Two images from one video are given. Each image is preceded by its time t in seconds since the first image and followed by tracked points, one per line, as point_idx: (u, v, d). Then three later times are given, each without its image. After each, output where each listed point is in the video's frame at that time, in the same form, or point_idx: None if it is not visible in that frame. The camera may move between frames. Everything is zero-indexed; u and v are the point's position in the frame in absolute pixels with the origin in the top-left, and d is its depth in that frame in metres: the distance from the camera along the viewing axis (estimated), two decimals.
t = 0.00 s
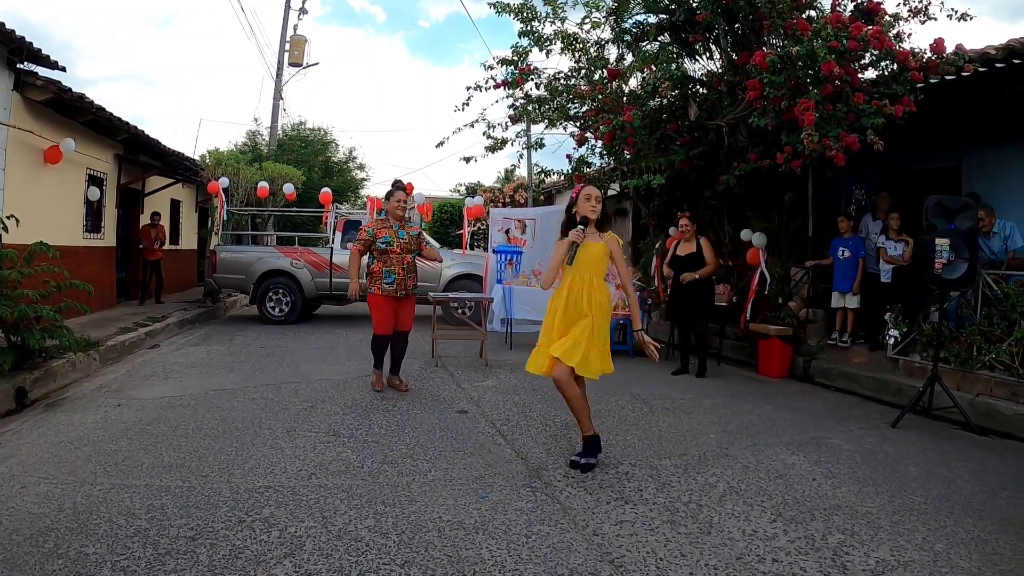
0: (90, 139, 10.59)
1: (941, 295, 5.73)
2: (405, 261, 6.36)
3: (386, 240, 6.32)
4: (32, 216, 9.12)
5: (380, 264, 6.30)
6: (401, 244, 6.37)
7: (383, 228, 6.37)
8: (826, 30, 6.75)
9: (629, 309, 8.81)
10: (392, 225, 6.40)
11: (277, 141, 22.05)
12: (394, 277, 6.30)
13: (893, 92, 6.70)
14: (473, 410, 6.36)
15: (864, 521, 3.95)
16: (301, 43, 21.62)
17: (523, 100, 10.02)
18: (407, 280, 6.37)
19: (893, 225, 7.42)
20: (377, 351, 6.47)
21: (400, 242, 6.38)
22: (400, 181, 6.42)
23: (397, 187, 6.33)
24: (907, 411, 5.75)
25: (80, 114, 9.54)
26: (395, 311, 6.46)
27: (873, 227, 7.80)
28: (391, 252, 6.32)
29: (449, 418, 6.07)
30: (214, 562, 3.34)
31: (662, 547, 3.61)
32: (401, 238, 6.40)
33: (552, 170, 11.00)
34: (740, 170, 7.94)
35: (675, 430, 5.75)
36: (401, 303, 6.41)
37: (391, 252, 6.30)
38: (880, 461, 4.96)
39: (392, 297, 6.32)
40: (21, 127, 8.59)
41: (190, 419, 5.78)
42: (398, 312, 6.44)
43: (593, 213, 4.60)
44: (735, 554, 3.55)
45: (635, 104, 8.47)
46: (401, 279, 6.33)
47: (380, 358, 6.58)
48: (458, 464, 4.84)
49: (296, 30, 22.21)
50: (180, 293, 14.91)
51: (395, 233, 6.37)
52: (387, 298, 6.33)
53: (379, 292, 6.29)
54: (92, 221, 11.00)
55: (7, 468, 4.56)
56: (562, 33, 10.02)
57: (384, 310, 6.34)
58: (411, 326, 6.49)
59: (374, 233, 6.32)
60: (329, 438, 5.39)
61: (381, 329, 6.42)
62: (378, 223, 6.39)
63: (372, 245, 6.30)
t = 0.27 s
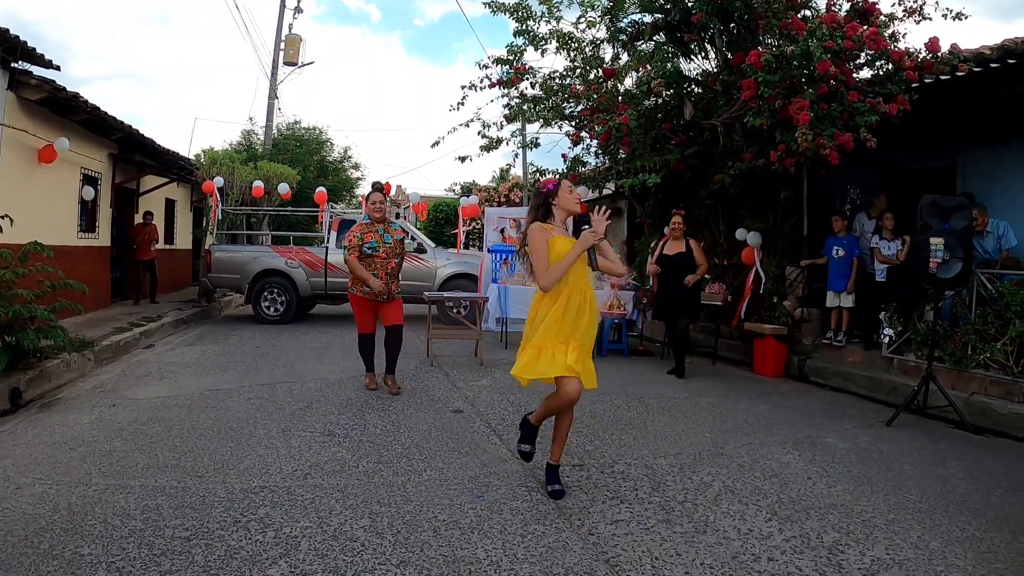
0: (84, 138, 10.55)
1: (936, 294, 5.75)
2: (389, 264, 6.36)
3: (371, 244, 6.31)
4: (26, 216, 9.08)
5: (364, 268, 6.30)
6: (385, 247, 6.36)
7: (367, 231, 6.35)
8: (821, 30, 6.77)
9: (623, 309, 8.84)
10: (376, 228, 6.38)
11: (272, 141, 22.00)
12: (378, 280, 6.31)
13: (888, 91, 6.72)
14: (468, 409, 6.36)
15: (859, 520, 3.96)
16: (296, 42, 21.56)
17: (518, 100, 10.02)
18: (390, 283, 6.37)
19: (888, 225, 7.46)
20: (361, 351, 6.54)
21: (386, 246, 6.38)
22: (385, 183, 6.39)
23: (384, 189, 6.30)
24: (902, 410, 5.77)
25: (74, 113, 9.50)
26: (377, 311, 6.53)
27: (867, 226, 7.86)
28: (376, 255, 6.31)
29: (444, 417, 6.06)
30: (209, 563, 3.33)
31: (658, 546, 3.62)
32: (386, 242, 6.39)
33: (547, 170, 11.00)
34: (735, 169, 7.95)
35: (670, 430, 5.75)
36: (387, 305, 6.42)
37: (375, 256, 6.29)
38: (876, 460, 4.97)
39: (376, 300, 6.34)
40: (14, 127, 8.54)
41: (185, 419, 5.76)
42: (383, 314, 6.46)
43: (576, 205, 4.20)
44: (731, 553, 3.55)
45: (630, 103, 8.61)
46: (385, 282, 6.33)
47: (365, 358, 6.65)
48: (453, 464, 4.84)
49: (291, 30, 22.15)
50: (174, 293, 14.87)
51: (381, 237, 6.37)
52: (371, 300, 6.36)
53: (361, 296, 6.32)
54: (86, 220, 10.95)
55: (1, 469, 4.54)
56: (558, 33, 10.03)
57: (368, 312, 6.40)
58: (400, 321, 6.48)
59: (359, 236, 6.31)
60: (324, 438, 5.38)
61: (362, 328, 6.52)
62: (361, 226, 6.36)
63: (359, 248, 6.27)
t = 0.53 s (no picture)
0: (78, 139, 10.50)
1: (930, 291, 5.77)
2: (385, 264, 6.34)
3: (368, 243, 6.30)
4: (20, 217, 9.04)
5: (361, 267, 6.28)
6: (382, 246, 6.35)
7: (363, 231, 6.35)
8: (815, 28, 6.81)
9: (618, 307, 8.81)
10: (372, 227, 6.37)
11: (266, 141, 21.94)
12: (375, 280, 6.30)
13: (883, 89, 6.74)
14: (464, 409, 6.35)
15: (856, 516, 3.97)
16: (289, 42, 21.50)
17: (513, 99, 10.00)
18: (387, 283, 6.36)
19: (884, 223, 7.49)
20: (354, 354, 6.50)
21: (382, 244, 6.36)
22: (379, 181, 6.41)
23: (378, 188, 6.33)
24: (898, 407, 5.79)
25: (67, 113, 9.45)
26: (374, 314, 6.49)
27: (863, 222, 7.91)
28: (373, 254, 6.29)
29: (440, 417, 6.06)
30: (206, 564, 3.32)
31: (655, 544, 3.62)
32: (383, 240, 6.38)
33: (542, 169, 11.00)
34: (728, 167, 7.93)
35: (666, 428, 5.76)
36: (384, 306, 6.42)
37: (372, 255, 6.27)
38: (872, 457, 4.99)
39: (373, 300, 6.32)
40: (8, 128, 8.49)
41: (181, 421, 5.74)
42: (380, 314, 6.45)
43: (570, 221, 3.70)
44: (728, 550, 3.56)
45: (624, 101, 8.63)
46: (382, 282, 6.33)
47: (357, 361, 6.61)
48: (450, 463, 4.84)
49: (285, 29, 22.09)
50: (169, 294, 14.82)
51: (377, 236, 6.35)
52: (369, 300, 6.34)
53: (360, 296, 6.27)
54: (80, 222, 10.90)
55: None
56: (552, 32, 10.02)
57: (366, 313, 6.35)
58: (393, 328, 6.50)
59: (355, 236, 6.30)
60: (320, 438, 5.37)
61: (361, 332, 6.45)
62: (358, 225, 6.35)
63: (355, 248, 6.26)
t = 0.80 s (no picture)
0: (68, 137, 10.43)
1: (920, 289, 5.80)
2: (369, 262, 6.29)
3: (352, 240, 6.28)
4: (10, 216, 8.97)
5: (344, 265, 6.25)
6: (367, 244, 6.32)
7: (348, 227, 6.32)
8: (807, 28, 6.79)
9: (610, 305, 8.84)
10: (358, 224, 6.34)
11: (258, 139, 21.85)
12: (358, 279, 6.25)
13: (873, 88, 6.77)
14: (455, 407, 6.35)
15: (846, 514, 4.00)
16: (281, 39, 21.42)
17: (504, 96, 9.95)
18: (370, 282, 6.32)
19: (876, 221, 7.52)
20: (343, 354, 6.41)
21: (366, 242, 6.33)
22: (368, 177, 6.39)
23: (363, 184, 6.30)
24: (888, 405, 5.83)
25: (57, 111, 9.38)
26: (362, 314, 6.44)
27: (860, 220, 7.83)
28: (356, 252, 6.26)
29: (432, 415, 6.05)
30: (198, 564, 3.30)
31: (646, 542, 3.63)
32: (368, 238, 6.34)
33: (533, 167, 11.00)
34: (719, 165, 7.99)
35: (657, 425, 5.78)
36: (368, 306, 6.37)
37: (355, 253, 6.24)
38: (862, 454, 5.02)
39: (356, 300, 6.26)
40: None
41: (172, 420, 5.72)
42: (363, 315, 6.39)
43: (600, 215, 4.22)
44: (719, 548, 3.58)
45: (616, 100, 8.56)
46: (365, 281, 6.28)
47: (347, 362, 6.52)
48: (441, 462, 4.84)
49: (276, 26, 22.00)
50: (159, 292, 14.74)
51: (361, 233, 6.32)
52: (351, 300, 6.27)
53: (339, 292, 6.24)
54: (70, 220, 10.83)
55: None
56: (543, 29, 10.01)
57: (350, 314, 6.26)
58: (382, 330, 6.56)
59: (339, 232, 6.28)
60: (312, 437, 5.36)
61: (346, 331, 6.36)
62: (343, 221, 6.34)
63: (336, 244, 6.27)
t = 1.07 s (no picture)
0: (58, 135, 10.35)
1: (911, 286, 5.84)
2: (366, 265, 6.35)
3: (351, 243, 6.26)
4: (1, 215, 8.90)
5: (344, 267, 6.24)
6: (362, 246, 6.35)
7: (346, 229, 6.28)
8: (799, 26, 6.81)
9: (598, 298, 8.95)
10: (353, 225, 6.33)
11: (248, 136, 21.73)
12: (356, 282, 6.28)
13: (865, 87, 6.81)
14: (448, 404, 6.36)
15: (838, 508, 4.04)
16: (271, 35, 21.29)
17: (495, 93, 9.95)
18: (366, 284, 6.38)
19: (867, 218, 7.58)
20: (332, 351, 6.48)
21: (363, 244, 6.36)
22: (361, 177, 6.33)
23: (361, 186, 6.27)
24: (878, 400, 5.88)
25: (47, 109, 9.31)
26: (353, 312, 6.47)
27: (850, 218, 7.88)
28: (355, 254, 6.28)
29: (425, 412, 6.06)
30: (195, 564, 3.30)
31: (640, 538, 3.65)
32: (364, 241, 6.37)
33: (524, 163, 11.00)
34: (710, 162, 8.01)
35: (650, 421, 5.81)
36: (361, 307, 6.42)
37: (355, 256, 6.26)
38: (853, 449, 5.07)
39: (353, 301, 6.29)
40: None
41: (166, 419, 5.70)
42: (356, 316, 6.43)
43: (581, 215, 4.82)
44: (712, 543, 3.61)
45: (607, 96, 8.62)
46: (362, 283, 6.33)
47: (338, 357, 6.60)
48: (435, 459, 4.85)
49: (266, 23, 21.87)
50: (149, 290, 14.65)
51: (358, 235, 6.33)
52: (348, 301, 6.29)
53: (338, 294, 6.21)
54: (61, 218, 10.75)
55: None
56: (535, 26, 10.00)
57: (346, 314, 6.27)
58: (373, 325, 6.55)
59: (339, 234, 6.23)
60: (306, 435, 5.36)
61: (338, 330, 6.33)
62: (340, 222, 6.28)
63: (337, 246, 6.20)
